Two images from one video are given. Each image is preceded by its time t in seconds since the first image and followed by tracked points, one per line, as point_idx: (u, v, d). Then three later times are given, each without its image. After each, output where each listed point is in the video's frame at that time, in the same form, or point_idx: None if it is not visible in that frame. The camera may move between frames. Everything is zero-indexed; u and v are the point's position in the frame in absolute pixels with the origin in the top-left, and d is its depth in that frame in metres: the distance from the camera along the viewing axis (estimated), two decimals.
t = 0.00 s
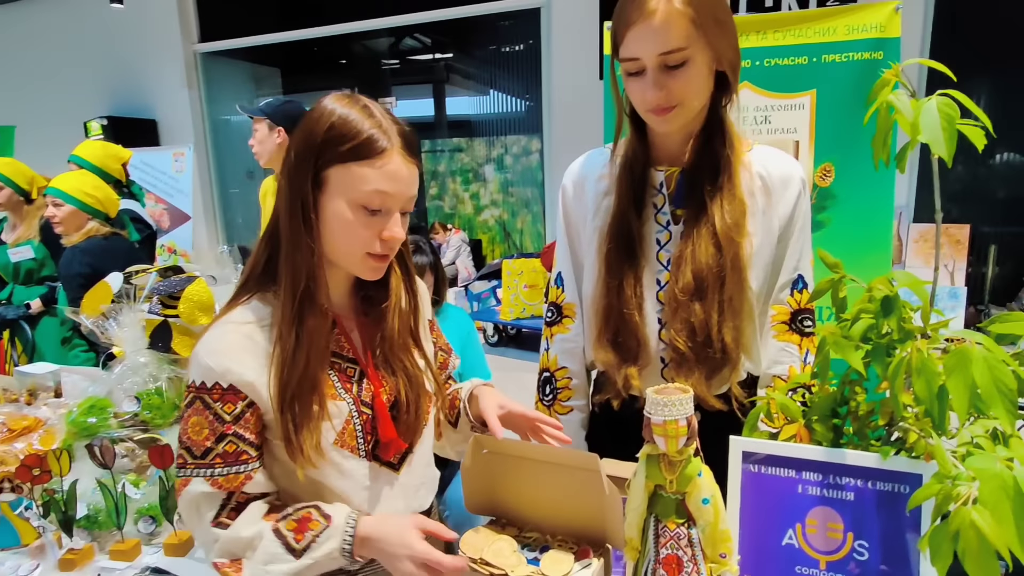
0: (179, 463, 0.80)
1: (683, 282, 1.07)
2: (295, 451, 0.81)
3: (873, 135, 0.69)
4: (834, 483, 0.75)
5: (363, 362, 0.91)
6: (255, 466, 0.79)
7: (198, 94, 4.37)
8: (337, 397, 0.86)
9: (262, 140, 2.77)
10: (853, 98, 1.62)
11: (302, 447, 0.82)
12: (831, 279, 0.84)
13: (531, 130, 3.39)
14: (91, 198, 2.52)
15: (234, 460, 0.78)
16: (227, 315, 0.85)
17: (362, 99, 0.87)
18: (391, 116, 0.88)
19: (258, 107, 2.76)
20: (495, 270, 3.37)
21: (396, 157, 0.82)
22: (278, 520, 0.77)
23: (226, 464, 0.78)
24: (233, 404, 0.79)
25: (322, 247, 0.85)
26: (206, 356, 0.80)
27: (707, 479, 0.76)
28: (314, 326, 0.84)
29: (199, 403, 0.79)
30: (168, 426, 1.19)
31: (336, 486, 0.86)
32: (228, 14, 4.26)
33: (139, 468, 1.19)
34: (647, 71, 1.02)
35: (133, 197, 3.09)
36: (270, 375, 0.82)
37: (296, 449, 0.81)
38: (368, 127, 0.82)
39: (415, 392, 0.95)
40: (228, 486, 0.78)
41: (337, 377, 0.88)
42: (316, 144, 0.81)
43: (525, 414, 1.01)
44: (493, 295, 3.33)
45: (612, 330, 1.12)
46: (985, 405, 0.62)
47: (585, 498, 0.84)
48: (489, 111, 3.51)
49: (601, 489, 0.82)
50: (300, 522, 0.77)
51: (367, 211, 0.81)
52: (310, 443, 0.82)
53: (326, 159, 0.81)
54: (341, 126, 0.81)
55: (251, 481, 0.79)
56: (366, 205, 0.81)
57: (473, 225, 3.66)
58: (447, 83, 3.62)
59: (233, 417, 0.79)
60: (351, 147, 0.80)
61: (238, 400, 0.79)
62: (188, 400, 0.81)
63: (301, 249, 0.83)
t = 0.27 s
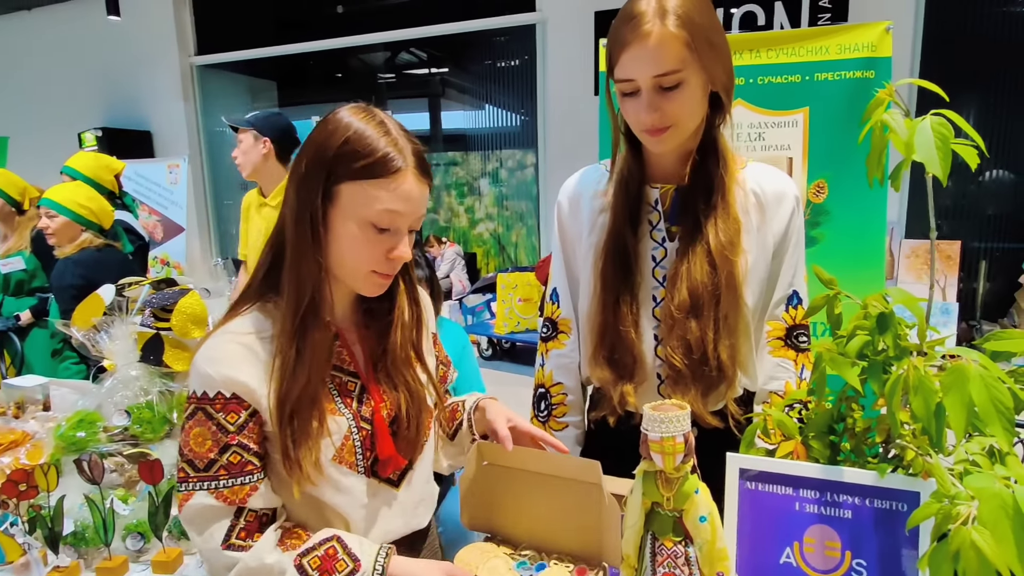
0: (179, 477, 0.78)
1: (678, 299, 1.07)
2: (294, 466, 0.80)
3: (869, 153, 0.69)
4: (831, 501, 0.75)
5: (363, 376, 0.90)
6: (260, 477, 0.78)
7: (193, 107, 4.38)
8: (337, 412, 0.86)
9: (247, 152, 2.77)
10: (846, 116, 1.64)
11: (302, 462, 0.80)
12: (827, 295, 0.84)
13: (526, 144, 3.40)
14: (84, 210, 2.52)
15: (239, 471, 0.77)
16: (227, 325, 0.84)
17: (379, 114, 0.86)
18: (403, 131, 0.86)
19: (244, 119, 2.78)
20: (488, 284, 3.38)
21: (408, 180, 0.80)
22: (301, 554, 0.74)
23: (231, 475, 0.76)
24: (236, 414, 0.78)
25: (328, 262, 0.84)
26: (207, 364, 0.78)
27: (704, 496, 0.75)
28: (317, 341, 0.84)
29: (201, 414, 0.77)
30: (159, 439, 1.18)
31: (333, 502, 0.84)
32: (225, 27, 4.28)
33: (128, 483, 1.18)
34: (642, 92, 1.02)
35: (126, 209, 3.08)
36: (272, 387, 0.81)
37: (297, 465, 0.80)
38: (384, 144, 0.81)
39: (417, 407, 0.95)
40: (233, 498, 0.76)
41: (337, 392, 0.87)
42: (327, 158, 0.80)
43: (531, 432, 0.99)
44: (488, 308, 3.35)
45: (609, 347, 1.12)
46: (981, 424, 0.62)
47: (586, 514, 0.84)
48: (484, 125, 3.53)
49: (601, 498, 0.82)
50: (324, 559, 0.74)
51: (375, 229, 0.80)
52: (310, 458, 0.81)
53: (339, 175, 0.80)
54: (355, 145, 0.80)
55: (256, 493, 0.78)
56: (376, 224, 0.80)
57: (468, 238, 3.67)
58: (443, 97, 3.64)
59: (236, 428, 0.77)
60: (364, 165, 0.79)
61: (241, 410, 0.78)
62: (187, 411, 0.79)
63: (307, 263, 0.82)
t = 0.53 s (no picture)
0: (173, 501, 0.76)
1: (676, 314, 1.07)
2: (300, 491, 0.79)
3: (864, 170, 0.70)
4: (829, 517, 0.75)
5: (365, 395, 0.90)
6: (259, 501, 0.76)
7: (193, 119, 4.39)
8: (342, 436, 0.85)
9: (235, 166, 2.78)
10: (840, 132, 1.65)
11: (308, 487, 0.79)
12: (823, 309, 0.85)
13: (524, 158, 3.42)
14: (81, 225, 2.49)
15: (238, 496, 0.75)
16: (225, 343, 0.81)
17: (393, 132, 0.86)
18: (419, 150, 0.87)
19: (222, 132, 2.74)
20: (486, 297, 3.39)
21: (422, 205, 0.80)
22: None
23: (230, 501, 0.75)
24: (237, 437, 0.76)
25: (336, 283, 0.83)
26: (207, 386, 0.76)
27: (701, 511, 0.75)
28: (324, 364, 0.82)
29: (200, 436, 0.75)
30: (153, 453, 1.17)
31: (335, 526, 0.84)
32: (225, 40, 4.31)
33: (121, 497, 1.18)
34: (638, 110, 1.03)
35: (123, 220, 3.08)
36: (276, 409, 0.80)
37: (303, 490, 0.79)
38: (398, 165, 0.80)
39: (418, 426, 0.95)
40: (231, 523, 0.74)
41: (340, 413, 0.86)
42: (339, 176, 0.79)
43: (532, 446, 1.01)
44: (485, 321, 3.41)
45: (607, 362, 1.12)
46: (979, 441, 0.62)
47: (584, 530, 0.84)
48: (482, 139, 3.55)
49: (597, 511, 0.82)
50: None
51: (385, 251, 0.80)
52: (319, 484, 0.80)
53: (352, 195, 0.79)
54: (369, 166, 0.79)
55: (255, 518, 0.76)
56: (386, 246, 0.80)
57: (466, 250, 3.68)
58: (441, 110, 3.66)
59: (236, 451, 0.76)
60: (378, 187, 0.78)
61: (242, 432, 0.76)
62: (184, 432, 0.76)
63: (316, 284, 0.81)
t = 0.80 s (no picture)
0: (167, 513, 0.75)
1: (681, 317, 1.07)
2: (302, 498, 0.79)
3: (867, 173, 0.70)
4: (833, 521, 0.74)
5: (366, 402, 0.89)
6: (255, 513, 0.76)
7: (196, 123, 4.40)
8: (342, 445, 0.85)
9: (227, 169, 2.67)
10: (843, 136, 1.65)
11: (310, 495, 0.79)
12: (826, 313, 0.85)
13: (526, 162, 3.42)
14: (81, 229, 2.51)
15: (234, 508, 0.74)
16: (223, 350, 0.81)
17: (393, 135, 0.86)
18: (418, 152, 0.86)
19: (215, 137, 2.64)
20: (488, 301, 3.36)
21: (419, 209, 0.79)
22: None
23: (225, 512, 0.74)
24: (234, 447, 0.75)
25: (335, 289, 0.83)
26: (205, 396, 0.75)
27: (706, 515, 0.75)
28: (323, 373, 0.81)
29: (196, 446, 0.74)
30: (155, 455, 1.17)
31: (336, 534, 0.84)
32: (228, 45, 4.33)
33: (123, 500, 1.16)
34: (640, 115, 1.03)
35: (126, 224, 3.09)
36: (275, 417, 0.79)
37: (304, 499, 0.79)
38: (396, 167, 0.80)
39: (419, 433, 0.95)
40: (225, 536, 0.74)
41: (340, 420, 0.86)
42: (336, 177, 0.80)
43: (534, 448, 0.99)
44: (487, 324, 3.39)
45: (611, 365, 1.12)
46: (984, 444, 0.61)
47: (583, 530, 0.84)
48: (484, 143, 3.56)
49: (602, 513, 0.82)
50: None
51: (381, 255, 0.79)
52: (320, 491, 0.81)
53: (348, 197, 0.79)
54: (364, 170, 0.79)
55: (249, 530, 0.75)
56: (382, 251, 0.79)
57: (467, 254, 3.68)
58: (444, 115, 3.67)
59: (234, 462, 0.75)
60: (374, 189, 0.78)
61: (240, 443, 0.76)
62: (180, 442, 0.76)
63: (314, 288, 0.81)
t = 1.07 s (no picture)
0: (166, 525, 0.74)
1: (687, 316, 1.06)
2: (301, 502, 0.78)
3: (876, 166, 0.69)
4: (841, 520, 0.73)
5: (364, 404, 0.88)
6: (257, 518, 0.75)
7: (198, 121, 4.40)
8: (339, 450, 0.83)
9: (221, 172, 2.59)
10: (848, 132, 1.64)
11: (310, 499, 0.78)
12: (833, 310, 0.83)
13: (528, 160, 3.41)
14: (85, 227, 2.49)
15: (236, 514, 0.74)
16: (218, 352, 0.79)
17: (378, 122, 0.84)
18: (403, 140, 0.84)
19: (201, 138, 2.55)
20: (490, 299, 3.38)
21: (395, 192, 0.77)
22: None
23: (228, 519, 0.73)
24: (233, 451, 0.75)
25: (315, 284, 0.81)
26: (199, 401, 0.74)
27: (711, 513, 0.74)
28: (311, 373, 0.79)
29: (193, 452, 0.73)
30: (156, 453, 1.17)
31: (338, 540, 0.82)
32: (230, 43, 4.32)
33: (124, 497, 1.15)
34: (644, 111, 1.02)
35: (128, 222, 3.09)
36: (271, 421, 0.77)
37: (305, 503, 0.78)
38: (373, 151, 0.78)
39: (417, 435, 0.93)
40: (229, 546, 0.73)
41: (337, 423, 0.84)
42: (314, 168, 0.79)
43: (533, 450, 1.00)
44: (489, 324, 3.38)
45: (615, 363, 1.10)
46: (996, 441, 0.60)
47: (582, 532, 0.83)
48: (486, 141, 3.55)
49: (604, 514, 0.81)
50: None
51: (359, 244, 0.77)
52: (319, 494, 0.79)
53: (322, 184, 0.78)
54: (340, 158, 0.78)
55: (253, 538, 0.74)
56: (360, 238, 0.77)
57: (470, 253, 3.67)
58: (446, 114, 3.66)
59: (234, 466, 0.74)
60: (347, 174, 0.77)
61: (238, 446, 0.75)
62: (176, 449, 0.74)
63: (293, 284, 0.80)
